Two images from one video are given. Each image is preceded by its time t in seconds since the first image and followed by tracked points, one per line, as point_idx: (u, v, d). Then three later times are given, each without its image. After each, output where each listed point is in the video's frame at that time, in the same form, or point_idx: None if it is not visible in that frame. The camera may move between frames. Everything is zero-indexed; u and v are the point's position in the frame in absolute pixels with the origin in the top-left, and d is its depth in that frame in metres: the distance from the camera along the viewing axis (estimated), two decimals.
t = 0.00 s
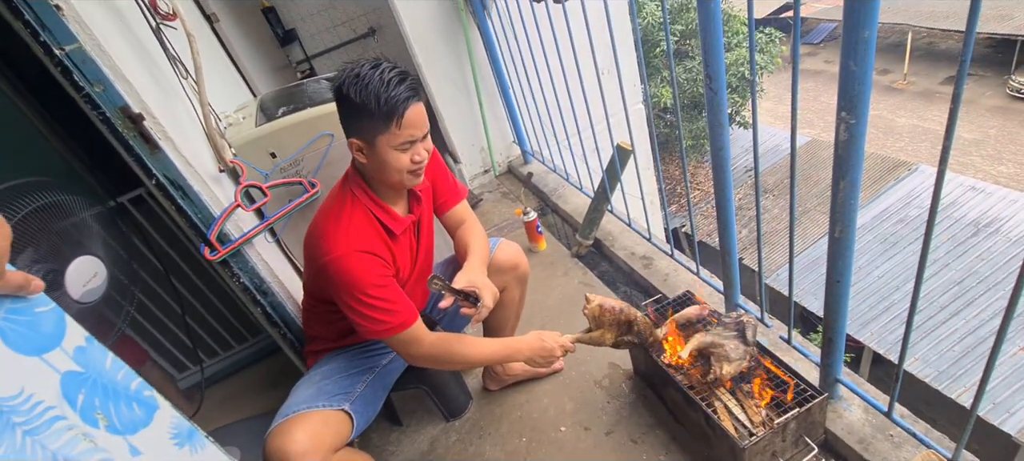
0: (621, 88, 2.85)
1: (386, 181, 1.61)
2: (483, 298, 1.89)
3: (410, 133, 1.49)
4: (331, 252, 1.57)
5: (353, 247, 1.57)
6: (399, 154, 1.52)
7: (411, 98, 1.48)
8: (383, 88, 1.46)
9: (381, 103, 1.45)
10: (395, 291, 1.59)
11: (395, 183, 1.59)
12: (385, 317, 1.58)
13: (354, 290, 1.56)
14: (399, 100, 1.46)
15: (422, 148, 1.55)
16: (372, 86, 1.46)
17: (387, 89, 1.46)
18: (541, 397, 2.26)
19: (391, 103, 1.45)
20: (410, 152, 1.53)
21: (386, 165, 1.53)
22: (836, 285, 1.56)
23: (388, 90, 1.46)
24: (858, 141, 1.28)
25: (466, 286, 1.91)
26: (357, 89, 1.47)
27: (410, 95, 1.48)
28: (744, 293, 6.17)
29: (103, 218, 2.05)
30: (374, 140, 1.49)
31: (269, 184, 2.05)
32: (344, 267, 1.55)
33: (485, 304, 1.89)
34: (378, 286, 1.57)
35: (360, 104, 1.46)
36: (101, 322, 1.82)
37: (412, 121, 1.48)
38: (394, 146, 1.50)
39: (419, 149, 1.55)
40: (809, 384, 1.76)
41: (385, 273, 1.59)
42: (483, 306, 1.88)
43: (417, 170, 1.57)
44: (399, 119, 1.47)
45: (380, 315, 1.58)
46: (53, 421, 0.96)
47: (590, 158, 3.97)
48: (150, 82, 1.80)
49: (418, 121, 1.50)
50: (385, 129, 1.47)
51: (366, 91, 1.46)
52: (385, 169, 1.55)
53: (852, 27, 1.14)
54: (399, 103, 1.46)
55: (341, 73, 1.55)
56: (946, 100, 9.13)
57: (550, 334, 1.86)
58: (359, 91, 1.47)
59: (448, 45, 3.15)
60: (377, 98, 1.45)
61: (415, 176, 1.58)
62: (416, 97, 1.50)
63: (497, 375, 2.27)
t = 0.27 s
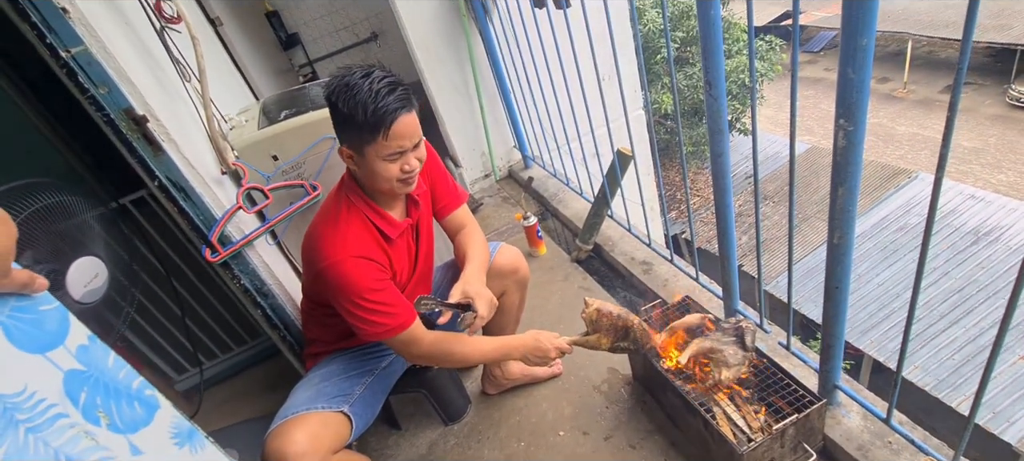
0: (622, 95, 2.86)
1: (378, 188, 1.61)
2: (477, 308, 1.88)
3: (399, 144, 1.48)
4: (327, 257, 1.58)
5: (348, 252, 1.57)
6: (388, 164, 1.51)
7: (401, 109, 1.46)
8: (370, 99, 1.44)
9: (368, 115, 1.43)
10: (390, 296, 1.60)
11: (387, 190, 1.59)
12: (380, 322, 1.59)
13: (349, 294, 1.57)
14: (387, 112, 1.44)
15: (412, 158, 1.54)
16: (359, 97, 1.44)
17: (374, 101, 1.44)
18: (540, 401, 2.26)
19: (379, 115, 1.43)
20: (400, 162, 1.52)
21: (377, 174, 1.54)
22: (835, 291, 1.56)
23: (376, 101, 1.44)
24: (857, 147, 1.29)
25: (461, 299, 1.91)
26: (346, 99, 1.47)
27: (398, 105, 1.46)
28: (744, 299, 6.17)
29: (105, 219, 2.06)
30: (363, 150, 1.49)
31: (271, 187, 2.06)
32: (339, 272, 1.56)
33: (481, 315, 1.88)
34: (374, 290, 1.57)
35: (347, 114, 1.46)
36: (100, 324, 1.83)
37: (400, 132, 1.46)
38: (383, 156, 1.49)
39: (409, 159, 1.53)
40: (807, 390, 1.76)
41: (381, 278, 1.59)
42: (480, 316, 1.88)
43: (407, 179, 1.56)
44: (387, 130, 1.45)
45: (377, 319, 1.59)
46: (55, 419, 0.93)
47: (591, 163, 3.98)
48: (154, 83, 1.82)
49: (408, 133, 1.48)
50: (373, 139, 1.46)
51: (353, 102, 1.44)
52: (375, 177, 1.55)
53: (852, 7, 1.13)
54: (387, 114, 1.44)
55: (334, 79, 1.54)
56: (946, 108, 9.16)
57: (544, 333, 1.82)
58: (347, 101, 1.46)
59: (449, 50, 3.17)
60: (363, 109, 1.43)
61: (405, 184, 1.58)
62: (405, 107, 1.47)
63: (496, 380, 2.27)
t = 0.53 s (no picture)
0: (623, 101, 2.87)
1: (372, 194, 1.61)
2: (477, 313, 1.83)
3: (387, 152, 1.47)
4: (324, 262, 1.58)
5: (346, 257, 1.57)
6: (380, 172, 1.50)
7: (389, 117, 1.44)
8: (358, 108, 1.42)
9: (355, 123, 1.42)
10: (386, 301, 1.59)
11: (381, 197, 1.59)
12: (375, 327, 1.58)
13: (344, 298, 1.57)
14: (374, 121, 1.43)
15: (403, 165, 1.53)
16: (347, 105, 1.43)
17: (363, 109, 1.42)
18: (539, 407, 2.25)
19: (366, 124, 1.42)
20: (391, 170, 1.51)
21: (368, 181, 1.53)
22: (835, 300, 1.56)
23: (364, 110, 1.42)
24: (858, 156, 1.29)
25: (461, 304, 1.89)
26: (335, 107, 1.46)
27: (388, 113, 1.44)
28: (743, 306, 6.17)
29: (106, 220, 2.06)
30: (353, 158, 1.49)
31: (272, 189, 2.06)
32: (336, 277, 1.56)
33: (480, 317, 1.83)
34: (370, 295, 1.56)
35: (336, 123, 1.45)
36: (99, 324, 1.82)
37: (390, 140, 1.45)
38: (373, 164, 1.49)
39: (400, 167, 1.52)
40: (807, 398, 1.77)
41: (377, 282, 1.59)
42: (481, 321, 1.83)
43: (398, 186, 1.55)
44: (376, 138, 1.44)
45: (375, 324, 1.58)
46: (54, 421, 0.91)
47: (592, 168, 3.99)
48: (156, 85, 1.82)
49: (396, 141, 1.46)
50: (362, 148, 1.46)
51: (342, 110, 1.44)
52: (367, 184, 1.55)
53: (855, 13, 1.13)
54: (375, 122, 1.42)
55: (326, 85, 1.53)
56: (946, 117, 9.18)
57: (545, 335, 1.82)
58: (336, 109, 1.45)
59: (452, 54, 3.17)
60: (351, 118, 1.43)
61: (397, 191, 1.57)
62: (395, 115, 1.46)
63: (495, 385, 2.27)
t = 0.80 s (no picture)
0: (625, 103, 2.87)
1: (375, 192, 1.61)
2: (477, 311, 1.86)
3: (393, 149, 1.47)
4: (325, 260, 1.58)
5: (347, 255, 1.57)
6: (384, 169, 1.51)
7: (394, 115, 1.44)
8: (364, 104, 1.42)
9: (359, 122, 1.42)
10: (384, 301, 1.59)
11: (384, 194, 1.59)
12: (373, 327, 1.58)
13: (344, 297, 1.57)
14: (379, 119, 1.43)
15: (407, 162, 1.53)
16: (352, 102, 1.43)
17: (369, 106, 1.42)
18: (538, 408, 2.25)
19: (370, 122, 1.42)
20: (395, 167, 1.52)
21: (372, 178, 1.53)
22: (836, 304, 1.56)
23: (370, 106, 1.42)
24: (861, 161, 1.29)
25: (461, 303, 1.90)
26: (339, 105, 1.45)
27: (393, 110, 1.44)
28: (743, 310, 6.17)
29: (107, 216, 2.05)
30: (359, 155, 1.49)
31: (273, 187, 2.06)
32: (336, 275, 1.56)
33: (482, 319, 1.86)
34: (371, 293, 1.56)
35: (341, 120, 1.45)
36: (98, 320, 1.82)
37: (395, 138, 1.45)
38: (378, 162, 1.49)
39: (404, 163, 1.52)
40: (807, 402, 1.77)
41: (376, 281, 1.59)
42: (480, 320, 1.86)
43: (402, 183, 1.56)
44: (381, 136, 1.44)
45: (374, 323, 1.58)
46: (55, 415, 0.91)
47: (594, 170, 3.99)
48: (160, 81, 1.82)
49: (401, 138, 1.46)
50: (368, 145, 1.46)
51: (347, 107, 1.43)
52: (371, 181, 1.55)
53: (861, 11, 1.12)
54: (381, 119, 1.42)
55: (329, 81, 1.53)
56: (947, 123, 9.19)
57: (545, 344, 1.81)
58: (340, 108, 1.45)
59: (454, 55, 3.18)
60: (357, 115, 1.42)
61: (401, 188, 1.58)
62: (400, 112, 1.46)
63: (494, 385, 2.27)
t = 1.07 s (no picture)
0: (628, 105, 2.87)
1: (379, 191, 1.60)
2: (478, 314, 1.86)
3: (399, 148, 1.47)
4: (326, 259, 1.57)
5: (348, 254, 1.56)
6: (390, 169, 1.50)
7: (400, 114, 1.45)
8: (371, 103, 1.42)
9: (366, 122, 1.42)
10: (384, 301, 1.58)
11: (389, 194, 1.59)
12: (373, 327, 1.58)
13: (345, 296, 1.57)
14: (386, 119, 1.43)
15: (412, 161, 1.53)
16: (359, 102, 1.43)
17: (376, 105, 1.42)
18: (538, 409, 2.25)
19: (377, 122, 1.42)
20: (400, 166, 1.52)
21: (378, 177, 1.53)
22: (839, 309, 1.56)
23: (377, 106, 1.42)
24: (866, 166, 1.29)
25: (462, 305, 1.90)
26: (344, 106, 1.45)
27: (399, 109, 1.45)
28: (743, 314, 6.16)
29: (109, 212, 2.05)
30: (365, 155, 1.49)
31: (276, 185, 2.06)
32: (337, 275, 1.55)
33: (483, 322, 1.86)
34: (372, 293, 1.56)
35: (347, 120, 1.45)
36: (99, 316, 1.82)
37: (401, 137, 1.46)
38: (384, 161, 1.49)
39: (410, 162, 1.52)
40: (808, 407, 1.75)
41: (377, 281, 1.58)
42: (481, 322, 1.85)
43: (408, 182, 1.56)
44: (388, 135, 1.44)
45: (375, 322, 1.58)
46: (58, 411, 0.88)
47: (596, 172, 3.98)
48: (164, 78, 1.82)
49: (407, 138, 1.47)
50: (374, 144, 1.46)
51: (354, 106, 1.43)
52: (376, 180, 1.55)
53: (869, 16, 1.12)
54: (388, 119, 1.43)
55: (333, 81, 1.52)
56: (948, 130, 9.19)
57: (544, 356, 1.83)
58: (345, 108, 1.45)
59: (458, 56, 3.18)
60: (363, 115, 1.42)
61: (406, 187, 1.57)
62: (406, 111, 1.46)
63: (493, 387, 2.26)
